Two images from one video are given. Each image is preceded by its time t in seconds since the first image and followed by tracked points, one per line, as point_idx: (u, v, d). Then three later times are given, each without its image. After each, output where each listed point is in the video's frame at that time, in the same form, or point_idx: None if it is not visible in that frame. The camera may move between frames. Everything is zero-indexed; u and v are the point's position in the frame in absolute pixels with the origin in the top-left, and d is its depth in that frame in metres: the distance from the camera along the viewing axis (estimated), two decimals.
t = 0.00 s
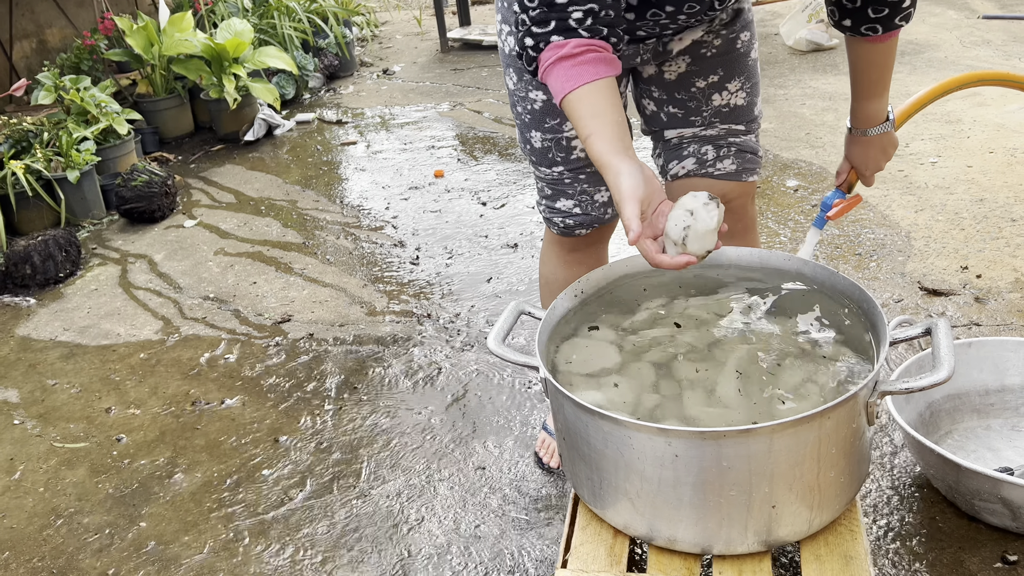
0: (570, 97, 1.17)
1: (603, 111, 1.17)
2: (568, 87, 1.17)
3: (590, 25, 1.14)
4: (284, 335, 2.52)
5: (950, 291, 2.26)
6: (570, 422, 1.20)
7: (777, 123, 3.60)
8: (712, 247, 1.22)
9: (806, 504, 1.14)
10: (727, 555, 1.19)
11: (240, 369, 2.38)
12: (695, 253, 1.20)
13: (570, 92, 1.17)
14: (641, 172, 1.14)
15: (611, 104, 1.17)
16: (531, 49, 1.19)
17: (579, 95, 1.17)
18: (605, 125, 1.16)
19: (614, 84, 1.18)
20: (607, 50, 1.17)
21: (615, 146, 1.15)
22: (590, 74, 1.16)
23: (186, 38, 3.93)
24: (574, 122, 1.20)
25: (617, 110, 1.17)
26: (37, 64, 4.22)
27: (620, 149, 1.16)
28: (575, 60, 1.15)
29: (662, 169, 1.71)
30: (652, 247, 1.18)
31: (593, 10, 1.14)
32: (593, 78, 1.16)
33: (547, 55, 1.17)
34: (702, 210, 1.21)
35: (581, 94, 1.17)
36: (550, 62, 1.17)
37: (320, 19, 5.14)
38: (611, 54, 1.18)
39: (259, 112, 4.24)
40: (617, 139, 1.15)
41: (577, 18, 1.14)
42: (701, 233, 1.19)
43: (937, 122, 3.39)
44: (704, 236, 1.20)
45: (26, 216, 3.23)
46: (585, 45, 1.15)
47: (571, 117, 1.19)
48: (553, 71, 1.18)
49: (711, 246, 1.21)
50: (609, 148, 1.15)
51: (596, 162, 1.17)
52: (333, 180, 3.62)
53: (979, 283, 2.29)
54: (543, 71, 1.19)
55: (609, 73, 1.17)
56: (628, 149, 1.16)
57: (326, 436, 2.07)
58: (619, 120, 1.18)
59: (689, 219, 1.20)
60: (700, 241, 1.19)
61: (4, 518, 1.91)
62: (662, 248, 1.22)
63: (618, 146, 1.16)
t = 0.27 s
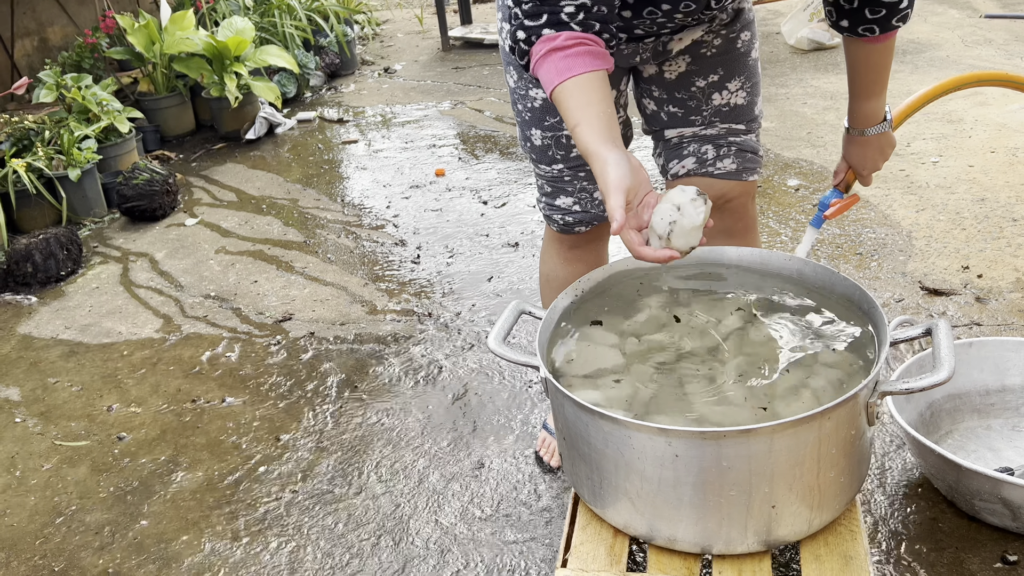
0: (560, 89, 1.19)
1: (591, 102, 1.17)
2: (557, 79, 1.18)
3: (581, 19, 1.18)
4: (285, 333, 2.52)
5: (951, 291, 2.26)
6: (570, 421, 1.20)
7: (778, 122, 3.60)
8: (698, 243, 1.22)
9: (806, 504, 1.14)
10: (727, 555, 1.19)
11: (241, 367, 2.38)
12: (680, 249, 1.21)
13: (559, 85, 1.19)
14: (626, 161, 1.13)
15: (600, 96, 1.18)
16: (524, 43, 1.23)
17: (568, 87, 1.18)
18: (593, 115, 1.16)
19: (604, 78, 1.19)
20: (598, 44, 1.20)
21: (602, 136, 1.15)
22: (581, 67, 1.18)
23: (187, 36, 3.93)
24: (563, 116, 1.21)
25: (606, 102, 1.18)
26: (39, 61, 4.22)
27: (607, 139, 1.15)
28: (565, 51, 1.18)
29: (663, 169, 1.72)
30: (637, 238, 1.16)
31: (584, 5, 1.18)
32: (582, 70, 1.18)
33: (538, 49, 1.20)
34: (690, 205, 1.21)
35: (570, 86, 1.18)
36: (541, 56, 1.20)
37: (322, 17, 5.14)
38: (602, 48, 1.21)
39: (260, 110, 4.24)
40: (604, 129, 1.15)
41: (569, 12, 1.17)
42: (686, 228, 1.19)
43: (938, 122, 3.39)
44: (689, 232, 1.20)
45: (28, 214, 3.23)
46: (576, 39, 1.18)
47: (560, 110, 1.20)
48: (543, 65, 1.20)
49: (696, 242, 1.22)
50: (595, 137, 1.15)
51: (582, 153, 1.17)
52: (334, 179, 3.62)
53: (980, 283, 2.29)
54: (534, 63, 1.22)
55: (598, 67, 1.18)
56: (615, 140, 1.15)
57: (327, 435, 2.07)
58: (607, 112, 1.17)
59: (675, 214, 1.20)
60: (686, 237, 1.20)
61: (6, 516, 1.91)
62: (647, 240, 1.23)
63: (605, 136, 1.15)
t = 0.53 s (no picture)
0: (542, 55, 1.20)
1: (572, 66, 1.18)
2: (540, 45, 1.20)
3: None
4: (287, 327, 2.52)
5: (955, 285, 2.25)
6: (571, 411, 1.20)
7: (781, 117, 3.59)
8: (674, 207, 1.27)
9: (809, 494, 1.14)
10: (730, 545, 1.18)
11: (242, 360, 2.38)
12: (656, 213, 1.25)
13: (543, 50, 1.20)
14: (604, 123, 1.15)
15: (582, 62, 1.19)
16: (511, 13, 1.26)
17: (550, 53, 1.19)
18: (572, 80, 1.18)
19: (587, 46, 1.20)
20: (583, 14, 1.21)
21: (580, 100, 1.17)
22: (564, 33, 1.19)
23: (189, 31, 3.93)
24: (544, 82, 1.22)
25: (587, 69, 1.19)
26: (41, 56, 4.22)
27: (585, 102, 1.16)
28: (550, 19, 1.20)
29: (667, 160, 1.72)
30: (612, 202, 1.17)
31: None
32: (566, 37, 1.19)
33: (524, 17, 1.23)
34: (667, 168, 1.26)
35: (551, 52, 1.19)
36: (526, 24, 1.22)
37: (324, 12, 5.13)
38: (587, 18, 1.22)
39: (262, 105, 4.24)
40: (582, 93, 1.16)
41: None
42: (663, 192, 1.24)
43: (942, 117, 3.37)
44: (666, 196, 1.25)
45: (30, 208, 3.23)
46: (561, 7, 1.20)
47: (541, 77, 1.22)
48: (528, 32, 1.22)
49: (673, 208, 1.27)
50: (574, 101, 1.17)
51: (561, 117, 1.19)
52: (336, 174, 3.62)
53: (984, 277, 2.28)
54: (520, 31, 1.24)
55: (581, 34, 1.20)
56: (593, 103, 1.17)
57: (328, 427, 2.07)
58: (587, 78, 1.19)
59: (652, 177, 1.25)
60: (662, 202, 1.25)
61: (7, 508, 1.91)
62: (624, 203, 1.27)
63: (584, 99, 1.17)
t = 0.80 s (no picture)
0: (537, 29, 1.21)
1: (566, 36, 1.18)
2: (536, 19, 1.21)
3: None
4: (289, 320, 2.51)
5: (960, 279, 2.24)
6: (574, 402, 1.19)
7: (785, 111, 3.57)
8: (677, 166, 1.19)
9: (813, 486, 1.13)
10: (733, 537, 1.18)
11: (245, 354, 2.37)
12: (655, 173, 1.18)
13: (537, 24, 1.21)
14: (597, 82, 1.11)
15: (576, 32, 1.19)
16: None
17: (545, 25, 1.20)
18: (566, 49, 1.17)
19: (582, 20, 1.21)
20: None
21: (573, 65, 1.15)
22: (559, 9, 1.21)
23: (192, 25, 3.93)
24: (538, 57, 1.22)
25: (582, 38, 1.18)
26: (43, 50, 4.21)
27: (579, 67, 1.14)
28: None
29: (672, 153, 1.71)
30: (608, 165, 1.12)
31: None
32: (560, 12, 1.20)
33: None
34: (666, 125, 1.19)
35: (547, 25, 1.20)
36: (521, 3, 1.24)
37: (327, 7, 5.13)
38: None
39: (265, 100, 4.24)
40: (575, 56, 1.15)
41: None
42: (662, 150, 1.17)
43: (948, 111, 3.35)
44: (666, 155, 1.18)
45: (32, 202, 3.23)
46: None
47: (537, 51, 1.22)
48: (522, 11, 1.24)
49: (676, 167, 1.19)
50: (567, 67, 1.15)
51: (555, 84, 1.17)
52: (339, 168, 3.61)
53: (989, 271, 2.26)
54: (517, 9, 1.25)
55: (575, 8, 1.21)
56: (587, 66, 1.15)
57: (330, 420, 2.06)
58: (581, 46, 1.18)
59: (650, 136, 1.18)
60: (662, 161, 1.18)
61: (9, 500, 1.91)
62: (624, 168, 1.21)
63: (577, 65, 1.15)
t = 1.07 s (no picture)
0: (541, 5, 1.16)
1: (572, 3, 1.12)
2: None
3: None
4: (293, 315, 2.51)
5: (967, 275, 2.22)
6: (579, 397, 1.18)
7: (791, 106, 3.55)
8: (702, 125, 1.16)
9: (820, 482, 1.12)
10: (739, 534, 1.17)
11: (248, 348, 2.37)
12: (681, 135, 1.14)
13: None
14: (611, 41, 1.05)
15: None
16: None
17: None
18: (573, 16, 1.11)
19: None
20: None
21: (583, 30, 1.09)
22: None
23: (196, 19, 3.87)
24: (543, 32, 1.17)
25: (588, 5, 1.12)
26: (47, 44, 4.21)
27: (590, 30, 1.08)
28: None
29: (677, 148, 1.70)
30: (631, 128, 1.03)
31: None
32: None
33: None
34: (688, 83, 1.14)
35: None
36: None
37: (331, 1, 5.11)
38: None
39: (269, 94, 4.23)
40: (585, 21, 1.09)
41: None
42: (687, 109, 1.13)
43: (955, 106, 3.33)
44: (691, 113, 1.14)
45: (37, 196, 3.23)
46: None
47: (542, 24, 1.15)
48: None
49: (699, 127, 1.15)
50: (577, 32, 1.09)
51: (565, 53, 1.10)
52: (343, 163, 3.61)
53: (996, 267, 2.25)
54: None
55: None
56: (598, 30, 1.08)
57: (334, 415, 2.06)
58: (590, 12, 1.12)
59: (673, 95, 1.13)
60: (687, 121, 1.14)
61: (13, 494, 1.91)
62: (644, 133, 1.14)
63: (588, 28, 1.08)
